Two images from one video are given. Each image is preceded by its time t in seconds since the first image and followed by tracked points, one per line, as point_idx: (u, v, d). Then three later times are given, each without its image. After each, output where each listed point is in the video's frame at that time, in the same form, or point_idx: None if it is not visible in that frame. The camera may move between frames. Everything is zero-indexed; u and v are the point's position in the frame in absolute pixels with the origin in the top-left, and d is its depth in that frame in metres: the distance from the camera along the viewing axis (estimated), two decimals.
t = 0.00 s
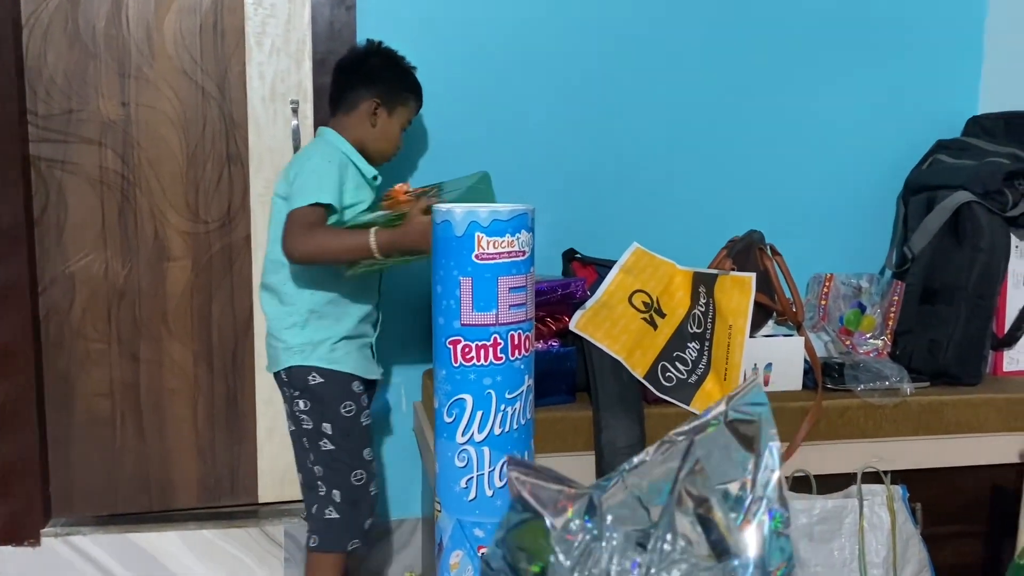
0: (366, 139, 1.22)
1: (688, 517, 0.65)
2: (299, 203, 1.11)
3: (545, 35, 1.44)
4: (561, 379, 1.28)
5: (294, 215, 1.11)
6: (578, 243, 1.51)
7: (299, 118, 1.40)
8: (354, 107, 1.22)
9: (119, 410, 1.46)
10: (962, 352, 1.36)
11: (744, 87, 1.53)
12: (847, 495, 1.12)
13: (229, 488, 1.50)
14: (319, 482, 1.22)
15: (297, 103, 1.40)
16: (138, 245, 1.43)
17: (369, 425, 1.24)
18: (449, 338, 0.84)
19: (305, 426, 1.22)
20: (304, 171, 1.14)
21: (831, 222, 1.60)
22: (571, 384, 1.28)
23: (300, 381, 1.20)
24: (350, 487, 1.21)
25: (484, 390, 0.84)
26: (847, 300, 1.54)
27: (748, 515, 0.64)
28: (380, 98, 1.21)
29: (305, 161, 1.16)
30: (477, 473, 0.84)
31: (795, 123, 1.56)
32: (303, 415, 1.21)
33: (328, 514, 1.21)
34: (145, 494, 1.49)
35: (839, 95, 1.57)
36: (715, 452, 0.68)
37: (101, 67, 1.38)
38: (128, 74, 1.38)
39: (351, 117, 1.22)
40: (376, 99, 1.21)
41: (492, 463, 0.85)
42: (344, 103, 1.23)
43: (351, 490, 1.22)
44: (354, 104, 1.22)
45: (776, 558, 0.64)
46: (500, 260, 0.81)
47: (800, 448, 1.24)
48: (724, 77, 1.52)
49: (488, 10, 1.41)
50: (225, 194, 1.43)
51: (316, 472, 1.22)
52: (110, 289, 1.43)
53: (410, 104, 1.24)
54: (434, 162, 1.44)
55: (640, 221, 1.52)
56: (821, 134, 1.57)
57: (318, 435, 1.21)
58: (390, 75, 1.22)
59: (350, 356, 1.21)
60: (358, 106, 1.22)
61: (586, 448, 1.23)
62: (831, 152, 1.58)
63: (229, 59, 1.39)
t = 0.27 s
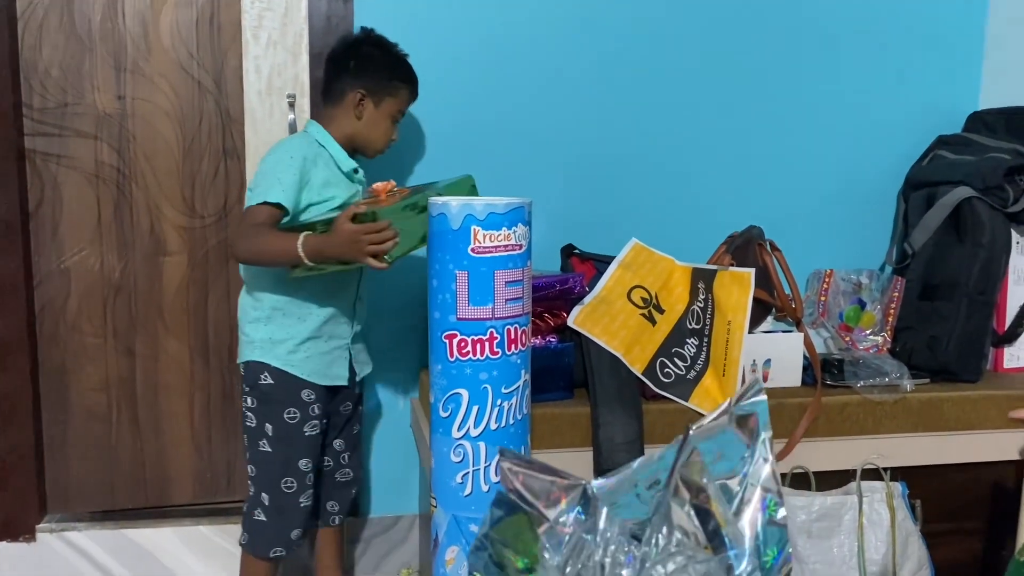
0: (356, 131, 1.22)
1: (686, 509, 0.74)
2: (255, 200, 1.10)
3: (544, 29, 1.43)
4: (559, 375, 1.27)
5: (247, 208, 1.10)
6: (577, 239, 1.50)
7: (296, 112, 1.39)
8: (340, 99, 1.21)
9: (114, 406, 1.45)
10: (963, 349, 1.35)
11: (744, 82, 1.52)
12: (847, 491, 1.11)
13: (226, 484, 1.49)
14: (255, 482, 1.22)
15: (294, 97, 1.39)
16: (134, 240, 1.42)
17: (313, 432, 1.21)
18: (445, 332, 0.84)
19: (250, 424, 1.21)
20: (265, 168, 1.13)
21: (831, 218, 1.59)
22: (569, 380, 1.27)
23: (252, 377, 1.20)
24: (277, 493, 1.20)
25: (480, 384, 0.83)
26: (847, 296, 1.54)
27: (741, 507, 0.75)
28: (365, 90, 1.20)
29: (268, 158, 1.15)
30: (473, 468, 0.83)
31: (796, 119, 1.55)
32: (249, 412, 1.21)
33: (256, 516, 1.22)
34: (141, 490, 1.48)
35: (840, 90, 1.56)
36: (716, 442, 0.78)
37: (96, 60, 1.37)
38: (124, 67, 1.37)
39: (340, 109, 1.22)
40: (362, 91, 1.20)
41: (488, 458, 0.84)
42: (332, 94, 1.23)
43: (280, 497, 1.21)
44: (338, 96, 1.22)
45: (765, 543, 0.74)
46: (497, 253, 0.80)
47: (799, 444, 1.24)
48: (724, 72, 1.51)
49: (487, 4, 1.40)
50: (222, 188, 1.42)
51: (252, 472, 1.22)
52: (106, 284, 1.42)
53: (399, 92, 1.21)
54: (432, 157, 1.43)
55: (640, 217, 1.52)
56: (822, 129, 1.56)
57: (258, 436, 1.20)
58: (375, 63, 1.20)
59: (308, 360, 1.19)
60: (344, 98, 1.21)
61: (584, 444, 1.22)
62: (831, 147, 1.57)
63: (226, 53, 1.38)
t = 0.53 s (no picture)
0: (343, 123, 1.21)
1: (719, 492, 0.74)
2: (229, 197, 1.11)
3: (553, 25, 1.43)
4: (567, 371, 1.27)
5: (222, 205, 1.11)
6: (585, 235, 1.50)
7: (304, 107, 1.39)
8: (327, 89, 1.21)
9: (122, 401, 1.45)
10: (973, 346, 1.34)
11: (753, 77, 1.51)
12: (858, 487, 1.11)
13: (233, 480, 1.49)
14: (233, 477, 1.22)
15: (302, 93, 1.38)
16: (142, 236, 1.42)
17: (291, 431, 1.20)
18: (457, 325, 0.83)
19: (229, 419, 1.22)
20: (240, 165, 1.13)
21: (841, 214, 1.59)
22: (578, 376, 1.26)
23: (233, 373, 1.20)
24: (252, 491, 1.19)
25: (492, 378, 0.83)
26: (857, 292, 1.54)
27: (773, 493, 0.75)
28: (349, 82, 1.19)
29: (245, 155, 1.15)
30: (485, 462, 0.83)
31: (805, 115, 1.54)
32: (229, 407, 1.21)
33: (235, 511, 1.22)
34: (148, 486, 1.48)
35: (849, 85, 1.55)
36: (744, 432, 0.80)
37: (105, 55, 1.37)
38: (132, 62, 1.37)
39: (327, 102, 1.21)
40: (348, 82, 1.19)
41: (500, 452, 0.84)
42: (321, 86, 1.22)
43: (255, 495, 1.20)
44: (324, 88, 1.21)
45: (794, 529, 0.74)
46: (510, 246, 0.80)
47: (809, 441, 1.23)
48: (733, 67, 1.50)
49: None
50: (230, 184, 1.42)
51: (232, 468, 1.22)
52: (114, 279, 1.42)
53: (387, 82, 1.19)
54: (441, 153, 1.42)
55: (648, 213, 1.51)
56: (831, 125, 1.56)
57: (236, 431, 1.20)
58: (362, 52, 1.19)
59: (287, 358, 1.18)
60: (329, 90, 1.20)
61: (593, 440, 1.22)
62: (840, 143, 1.57)
63: (234, 48, 1.38)
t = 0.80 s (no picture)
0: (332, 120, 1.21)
1: (760, 483, 0.68)
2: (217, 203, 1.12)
3: (566, 25, 1.44)
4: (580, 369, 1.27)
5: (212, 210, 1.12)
6: (598, 234, 1.50)
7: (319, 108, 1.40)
8: (316, 85, 1.21)
9: (138, 399, 1.46)
10: (986, 344, 1.35)
11: (765, 77, 1.52)
12: (871, 486, 1.11)
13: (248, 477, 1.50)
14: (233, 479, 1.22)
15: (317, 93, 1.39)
16: (158, 235, 1.43)
17: (288, 432, 1.20)
18: (475, 323, 0.84)
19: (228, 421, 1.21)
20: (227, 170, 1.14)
21: (853, 213, 1.59)
22: (591, 374, 1.27)
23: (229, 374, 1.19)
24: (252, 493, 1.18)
25: (510, 375, 0.84)
26: (870, 291, 1.54)
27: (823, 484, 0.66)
28: (336, 79, 1.19)
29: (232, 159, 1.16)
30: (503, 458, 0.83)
31: (817, 114, 1.55)
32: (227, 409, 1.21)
33: (235, 513, 1.21)
34: (164, 483, 1.49)
35: (862, 85, 1.55)
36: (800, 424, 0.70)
37: (121, 56, 1.38)
38: (148, 63, 1.38)
39: (317, 100, 1.21)
40: (335, 79, 1.19)
41: (518, 449, 0.84)
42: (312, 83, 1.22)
43: (255, 497, 1.19)
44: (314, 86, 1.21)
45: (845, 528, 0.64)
46: (527, 244, 0.80)
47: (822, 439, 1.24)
48: (745, 67, 1.51)
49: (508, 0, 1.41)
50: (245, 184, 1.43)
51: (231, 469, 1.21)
52: (130, 279, 1.43)
53: (375, 78, 1.18)
54: (454, 152, 1.43)
55: (660, 212, 1.52)
56: (843, 125, 1.56)
57: (234, 432, 1.20)
58: (352, 48, 1.18)
59: (282, 359, 1.18)
60: (318, 87, 1.20)
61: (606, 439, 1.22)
62: (852, 142, 1.57)
63: (249, 49, 1.39)
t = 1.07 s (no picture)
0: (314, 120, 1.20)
1: (780, 478, 0.66)
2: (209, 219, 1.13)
3: (577, 27, 1.44)
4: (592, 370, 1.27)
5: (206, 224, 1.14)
6: (609, 235, 1.51)
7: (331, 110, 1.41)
8: (296, 86, 1.19)
9: (152, 400, 1.47)
10: (999, 345, 1.35)
11: (777, 78, 1.52)
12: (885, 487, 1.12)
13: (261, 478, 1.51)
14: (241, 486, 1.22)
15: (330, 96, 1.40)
16: (172, 237, 1.44)
17: (292, 437, 1.20)
18: (489, 323, 0.85)
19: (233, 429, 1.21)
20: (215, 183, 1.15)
21: (864, 215, 1.59)
22: (603, 375, 1.27)
23: (232, 381, 1.19)
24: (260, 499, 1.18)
25: (523, 375, 0.84)
26: (882, 292, 1.53)
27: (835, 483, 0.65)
28: (314, 78, 1.17)
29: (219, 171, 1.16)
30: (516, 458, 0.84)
31: (829, 115, 1.55)
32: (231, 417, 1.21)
33: (244, 519, 1.22)
34: (178, 483, 1.50)
35: (874, 86, 1.55)
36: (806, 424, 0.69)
37: (136, 59, 1.39)
38: (163, 66, 1.39)
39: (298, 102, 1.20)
40: (312, 79, 1.17)
41: (532, 449, 0.85)
42: (292, 83, 1.21)
43: (262, 502, 1.19)
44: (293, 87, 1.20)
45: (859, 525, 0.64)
46: (541, 245, 0.81)
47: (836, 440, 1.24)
48: (757, 68, 1.51)
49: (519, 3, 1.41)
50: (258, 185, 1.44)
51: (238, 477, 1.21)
52: (144, 280, 1.44)
53: (352, 76, 1.16)
54: (466, 154, 1.44)
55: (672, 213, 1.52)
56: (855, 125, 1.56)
57: (240, 439, 1.20)
58: (328, 45, 1.17)
59: (284, 363, 1.18)
60: (297, 88, 1.19)
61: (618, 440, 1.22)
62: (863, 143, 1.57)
63: (262, 51, 1.40)
